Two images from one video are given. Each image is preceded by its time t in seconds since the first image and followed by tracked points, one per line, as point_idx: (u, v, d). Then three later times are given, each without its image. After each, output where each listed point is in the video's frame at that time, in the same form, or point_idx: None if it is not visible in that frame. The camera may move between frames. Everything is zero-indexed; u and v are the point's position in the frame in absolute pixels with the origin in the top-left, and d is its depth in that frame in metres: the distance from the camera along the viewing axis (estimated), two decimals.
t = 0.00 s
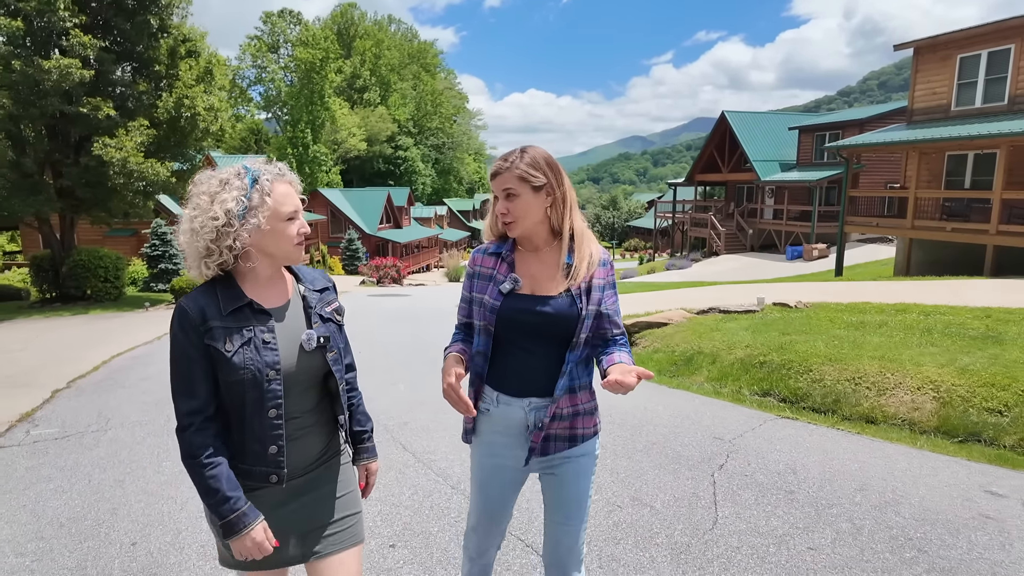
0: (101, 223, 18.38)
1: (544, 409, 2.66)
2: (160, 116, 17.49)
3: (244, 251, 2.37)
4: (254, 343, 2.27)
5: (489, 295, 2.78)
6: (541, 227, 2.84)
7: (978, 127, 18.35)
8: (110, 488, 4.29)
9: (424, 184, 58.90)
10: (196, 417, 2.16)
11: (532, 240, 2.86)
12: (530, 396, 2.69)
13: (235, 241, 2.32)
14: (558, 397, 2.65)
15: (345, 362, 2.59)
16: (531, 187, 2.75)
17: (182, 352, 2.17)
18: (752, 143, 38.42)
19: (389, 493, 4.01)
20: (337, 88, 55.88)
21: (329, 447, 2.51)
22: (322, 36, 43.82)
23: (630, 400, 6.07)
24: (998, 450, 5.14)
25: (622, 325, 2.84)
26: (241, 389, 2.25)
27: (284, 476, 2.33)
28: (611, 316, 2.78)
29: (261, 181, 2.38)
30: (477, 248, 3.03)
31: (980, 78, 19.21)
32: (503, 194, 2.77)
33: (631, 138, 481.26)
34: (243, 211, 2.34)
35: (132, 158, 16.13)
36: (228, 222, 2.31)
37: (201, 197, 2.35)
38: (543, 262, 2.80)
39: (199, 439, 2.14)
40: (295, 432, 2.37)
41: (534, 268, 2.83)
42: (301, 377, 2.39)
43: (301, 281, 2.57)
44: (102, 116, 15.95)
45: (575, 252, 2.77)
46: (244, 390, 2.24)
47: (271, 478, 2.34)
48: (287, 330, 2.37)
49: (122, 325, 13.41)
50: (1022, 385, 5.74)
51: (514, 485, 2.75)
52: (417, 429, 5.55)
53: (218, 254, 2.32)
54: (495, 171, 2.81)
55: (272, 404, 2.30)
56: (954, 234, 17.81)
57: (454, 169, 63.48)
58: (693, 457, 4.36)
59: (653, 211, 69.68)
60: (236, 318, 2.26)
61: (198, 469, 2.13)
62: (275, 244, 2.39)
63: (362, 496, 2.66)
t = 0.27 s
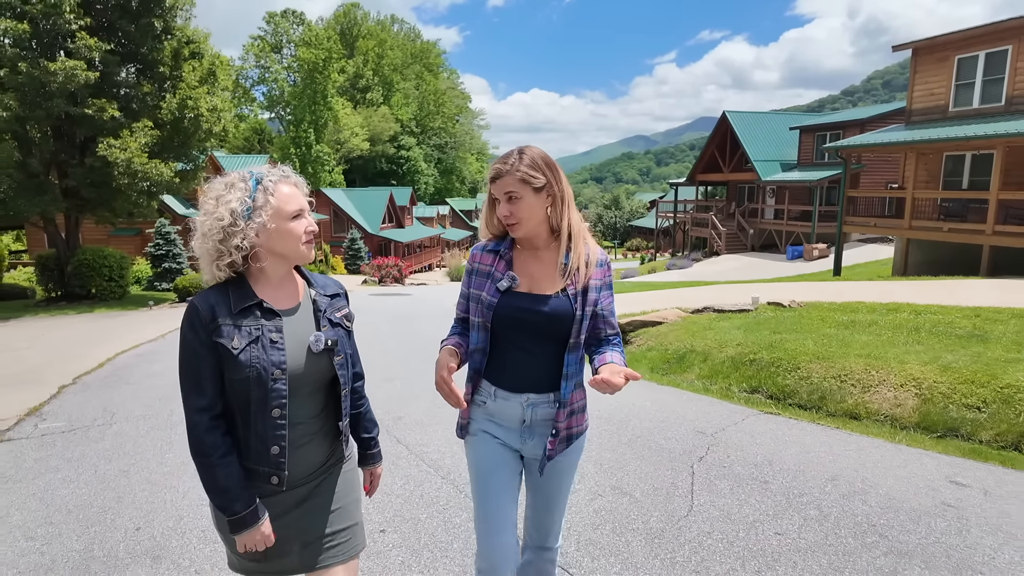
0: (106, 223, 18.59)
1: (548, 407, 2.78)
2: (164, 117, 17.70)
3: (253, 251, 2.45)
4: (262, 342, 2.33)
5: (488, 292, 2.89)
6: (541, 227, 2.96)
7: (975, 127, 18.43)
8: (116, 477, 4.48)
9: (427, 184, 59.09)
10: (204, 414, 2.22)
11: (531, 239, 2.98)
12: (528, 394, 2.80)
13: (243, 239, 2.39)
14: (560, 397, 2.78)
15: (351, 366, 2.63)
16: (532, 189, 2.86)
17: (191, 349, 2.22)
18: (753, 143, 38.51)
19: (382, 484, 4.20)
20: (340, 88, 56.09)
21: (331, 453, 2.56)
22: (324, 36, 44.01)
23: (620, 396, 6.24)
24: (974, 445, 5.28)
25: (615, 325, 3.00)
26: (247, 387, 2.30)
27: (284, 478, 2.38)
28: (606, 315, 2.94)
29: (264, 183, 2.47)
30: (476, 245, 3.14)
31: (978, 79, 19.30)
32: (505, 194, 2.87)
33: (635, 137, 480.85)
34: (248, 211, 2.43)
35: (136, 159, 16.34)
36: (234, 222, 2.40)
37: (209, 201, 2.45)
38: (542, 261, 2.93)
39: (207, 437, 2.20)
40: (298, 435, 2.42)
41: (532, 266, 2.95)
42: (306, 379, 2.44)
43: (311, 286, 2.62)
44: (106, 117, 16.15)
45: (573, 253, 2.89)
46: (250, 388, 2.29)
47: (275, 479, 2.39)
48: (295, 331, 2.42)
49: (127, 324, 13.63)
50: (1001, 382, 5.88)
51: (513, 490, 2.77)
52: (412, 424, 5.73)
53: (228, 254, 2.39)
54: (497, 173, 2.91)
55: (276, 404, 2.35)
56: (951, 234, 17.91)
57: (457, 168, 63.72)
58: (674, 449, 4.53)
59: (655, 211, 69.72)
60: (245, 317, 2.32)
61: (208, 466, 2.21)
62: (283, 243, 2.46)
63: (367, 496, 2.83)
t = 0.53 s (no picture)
0: (110, 223, 18.82)
1: (543, 409, 2.80)
2: (168, 118, 17.92)
3: (268, 238, 2.42)
4: (275, 320, 2.32)
5: (486, 297, 2.82)
6: (540, 234, 2.93)
7: (973, 128, 18.53)
8: (124, 467, 4.66)
9: (429, 184, 59.30)
10: (213, 390, 2.21)
11: (528, 245, 2.95)
12: (525, 397, 2.79)
13: (257, 227, 2.36)
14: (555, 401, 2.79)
15: (362, 349, 2.60)
16: (536, 196, 2.83)
17: (204, 323, 2.22)
18: (754, 143, 38.61)
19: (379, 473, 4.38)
20: (343, 89, 56.33)
21: (338, 436, 2.54)
22: (327, 37, 44.22)
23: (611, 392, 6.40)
24: (952, 439, 5.44)
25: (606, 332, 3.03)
26: (258, 363, 2.28)
27: (294, 453, 2.35)
28: (599, 324, 2.96)
29: (284, 175, 2.41)
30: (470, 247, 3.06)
31: (975, 80, 19.41)
32: (509, 200, 2.82)
33: (638, 137, 480.57)
34: (264, 202, 2.38)
35: (141, 160, 16.57)
36: (250, 210, 2.36)
37: (230, 185, 2.42)
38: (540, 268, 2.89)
39: (213, 412, 2.18)
40: (307, 415, 2.40)
41: (530, 272, 2.92)
42: (318, 359, 2.42)
43: (326, 271, 2.59)
44: (112, 118, 16.36)
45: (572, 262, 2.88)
46: (261, 363, 2.28)
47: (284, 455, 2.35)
48: (307, 311, 2.40)
49: (131, 322, 13.83)
50: (982, 378, 6.04)
51: (520, 487, 2.73)
52: (409, 418, 5.91)
53: (241, 241, 2.37)
54: (500, 178, 2.85)
55: (287, 380, 2.33)
56: (948, 234, 18.03)
57: (459, 168, 63.95)
58: (660, 441, 4.70)
59: (656, 211, 69.82)
60: (259, 296, 2.31)
61: (210, 443, 2.18)
62: (294, 236, 2.41)
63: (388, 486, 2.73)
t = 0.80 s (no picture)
0: (116, 222, 19.00)
1: (544, 414, 2.76)
2: (173, 118, 18.11)
3: (271, 245, 2.54)
4: (277, 328, 2.40)
5: (486, 303, 2.72)
6: (534, 233, 2.88)
7: (972, 128, 18.60)
8: (132, 458, 4.86)
9: (432, 183, 59.45)
10: (215, 392, 2.29)
11: (523, 246, 2.89)
12: (527, 402, 2.74)
13: (258, 234, 2.48)
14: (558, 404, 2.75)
15: (363, 357, 2.66)
16: (530, 194, 2.78)
17: (208, 329, 2.32)
18: (756, 142, 38.66)
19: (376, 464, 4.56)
20: (346, 88, 56.51)
21: (339, 438, 2.60)
22: (331, 36, 44.39)
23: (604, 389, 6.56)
24: (934, 434, 5.58)
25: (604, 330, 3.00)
26: (259, 370, 2.36)
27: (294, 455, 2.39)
28: (598, 323, 2.94)
29: (283, 182, 2.54)
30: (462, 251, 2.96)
31: (974, 80, 19.49)
32: (505, 198, 2.76)
33: (641, 136, 479.98)
34: (265, 209, 2.50)
35: (146, 160, 16.77)
36: (251, 218, 2.49)
37: (234, 196, 2.57)
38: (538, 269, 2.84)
39: (213, 414, 2.26)
40: (307, 417, 2.46)
41: (527, 273, 2.85)
42: (318, 367, 2.49)
43: (330, 279, 2.69)
44: (117, 119, 16.56)
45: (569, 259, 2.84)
46: (262, 370, 2.35)
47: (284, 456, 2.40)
48: (309, 321, 2.48)
49: (136, 320, 14.04)
50: (966, 375, 6.18)
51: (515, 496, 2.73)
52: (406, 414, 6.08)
53: (247, 248, 2.50)
54: (493, 175, 2.78)
55: (287, 387, 2.40)
56: (946, 234, 18.11)
57: (462, 167, 64.08)
58: (647, 436, 4.85)
59: (659, 210, 69.85)
60: (263, 304, 2.40)
61: (208, 443, 2.25)
62: (295, 240, 2.51)
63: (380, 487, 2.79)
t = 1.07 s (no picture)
0: (122, 221, 19.23)
1: (533, 402, 2.76)
2: (178, 119, 18.34)
3: (256, 247, 2.47)
4: (263, 338, 2.31)
5: (474, 290, 2.76)
6: (521, 218, 2.91)
7: (973, 128, 18.63)
8: (137, 449, 5.01)
9: (436, 183, 59.65)
10: (203, 405, 2.24)
11: (511, 231, 2.93)
12: (515, 391, 2.77)
13: (241, 236, 2.43)
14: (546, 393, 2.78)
15: (357, 365, 2.58)
16: (516, 178, 2.81)
17: (195, 341, 2.27)
18: (759, 142, 38.70)
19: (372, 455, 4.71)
20: (351, 88, 56.76)
21: (336, 448, 2.54)
22: (336, 36, 44.61)
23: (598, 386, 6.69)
24: (919, 428, 5.71)
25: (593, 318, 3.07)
26: (246, 382, 2.29)
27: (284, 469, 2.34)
28: (586, 311, 3.00)
29: (263, 180, 2.48)
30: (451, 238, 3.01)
31: (975, 80, 19.53)
32: (491, 182, 2.79)
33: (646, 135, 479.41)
34: (245, 209, 2.45)
35: (152, 160, 17.01)
36: (231, 220, 2.44)
37: (213, 199, 2.51)
38: (526, 255, 2.87)
39: (199, 426, 2.22)
40: (297, 429, 2.38)
41: (514, 259, 2.88)
42: (308, 378, 2.40)
43: (323, 283, 2.60)
44: (124, 119, 16.79)
45: (557, 244, 2.87)
46: (249, 382, 2.28)
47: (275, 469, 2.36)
48: (298, 328, 2.40)
49: (143, 318, 14.24)
50: (953, 371, 6.29)
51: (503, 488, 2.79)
52: (404, 409, 6.23)
53: (233, 252, 2.45)
54: (480, 158, 2.82)
55: (274, 400, 2.32)
56: (946, 233, 18.17)
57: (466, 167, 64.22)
58: (637, 428, 4.98)
59: (663, 209, 69.88)
60: (249, 313, 2.32)
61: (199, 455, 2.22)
62: (279, 240, 2.43)
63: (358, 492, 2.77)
